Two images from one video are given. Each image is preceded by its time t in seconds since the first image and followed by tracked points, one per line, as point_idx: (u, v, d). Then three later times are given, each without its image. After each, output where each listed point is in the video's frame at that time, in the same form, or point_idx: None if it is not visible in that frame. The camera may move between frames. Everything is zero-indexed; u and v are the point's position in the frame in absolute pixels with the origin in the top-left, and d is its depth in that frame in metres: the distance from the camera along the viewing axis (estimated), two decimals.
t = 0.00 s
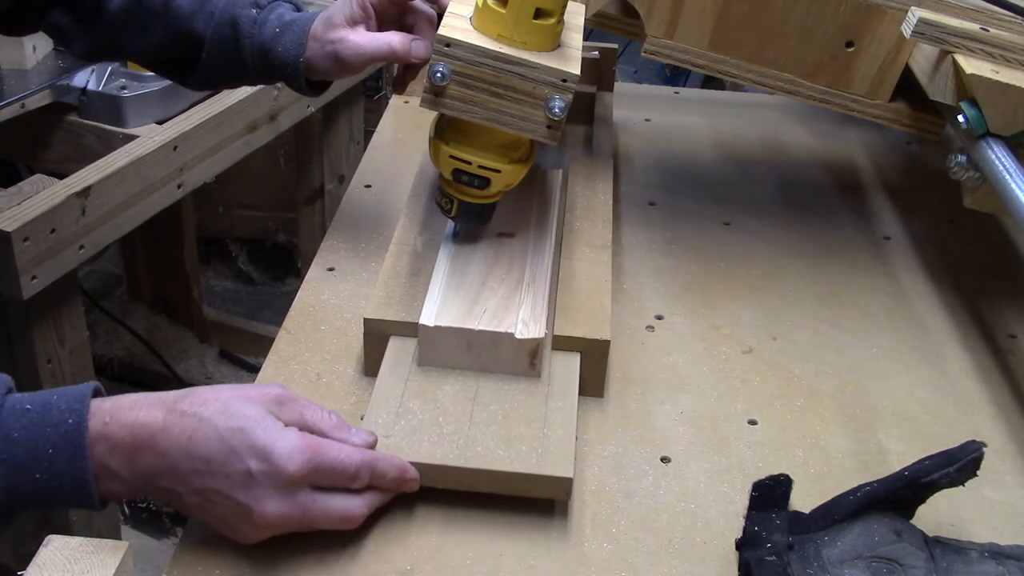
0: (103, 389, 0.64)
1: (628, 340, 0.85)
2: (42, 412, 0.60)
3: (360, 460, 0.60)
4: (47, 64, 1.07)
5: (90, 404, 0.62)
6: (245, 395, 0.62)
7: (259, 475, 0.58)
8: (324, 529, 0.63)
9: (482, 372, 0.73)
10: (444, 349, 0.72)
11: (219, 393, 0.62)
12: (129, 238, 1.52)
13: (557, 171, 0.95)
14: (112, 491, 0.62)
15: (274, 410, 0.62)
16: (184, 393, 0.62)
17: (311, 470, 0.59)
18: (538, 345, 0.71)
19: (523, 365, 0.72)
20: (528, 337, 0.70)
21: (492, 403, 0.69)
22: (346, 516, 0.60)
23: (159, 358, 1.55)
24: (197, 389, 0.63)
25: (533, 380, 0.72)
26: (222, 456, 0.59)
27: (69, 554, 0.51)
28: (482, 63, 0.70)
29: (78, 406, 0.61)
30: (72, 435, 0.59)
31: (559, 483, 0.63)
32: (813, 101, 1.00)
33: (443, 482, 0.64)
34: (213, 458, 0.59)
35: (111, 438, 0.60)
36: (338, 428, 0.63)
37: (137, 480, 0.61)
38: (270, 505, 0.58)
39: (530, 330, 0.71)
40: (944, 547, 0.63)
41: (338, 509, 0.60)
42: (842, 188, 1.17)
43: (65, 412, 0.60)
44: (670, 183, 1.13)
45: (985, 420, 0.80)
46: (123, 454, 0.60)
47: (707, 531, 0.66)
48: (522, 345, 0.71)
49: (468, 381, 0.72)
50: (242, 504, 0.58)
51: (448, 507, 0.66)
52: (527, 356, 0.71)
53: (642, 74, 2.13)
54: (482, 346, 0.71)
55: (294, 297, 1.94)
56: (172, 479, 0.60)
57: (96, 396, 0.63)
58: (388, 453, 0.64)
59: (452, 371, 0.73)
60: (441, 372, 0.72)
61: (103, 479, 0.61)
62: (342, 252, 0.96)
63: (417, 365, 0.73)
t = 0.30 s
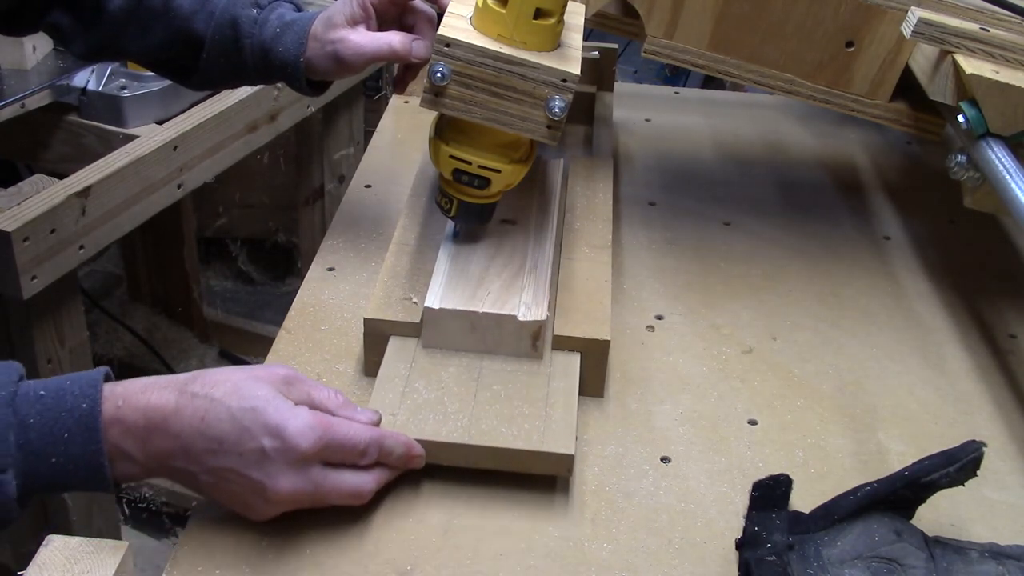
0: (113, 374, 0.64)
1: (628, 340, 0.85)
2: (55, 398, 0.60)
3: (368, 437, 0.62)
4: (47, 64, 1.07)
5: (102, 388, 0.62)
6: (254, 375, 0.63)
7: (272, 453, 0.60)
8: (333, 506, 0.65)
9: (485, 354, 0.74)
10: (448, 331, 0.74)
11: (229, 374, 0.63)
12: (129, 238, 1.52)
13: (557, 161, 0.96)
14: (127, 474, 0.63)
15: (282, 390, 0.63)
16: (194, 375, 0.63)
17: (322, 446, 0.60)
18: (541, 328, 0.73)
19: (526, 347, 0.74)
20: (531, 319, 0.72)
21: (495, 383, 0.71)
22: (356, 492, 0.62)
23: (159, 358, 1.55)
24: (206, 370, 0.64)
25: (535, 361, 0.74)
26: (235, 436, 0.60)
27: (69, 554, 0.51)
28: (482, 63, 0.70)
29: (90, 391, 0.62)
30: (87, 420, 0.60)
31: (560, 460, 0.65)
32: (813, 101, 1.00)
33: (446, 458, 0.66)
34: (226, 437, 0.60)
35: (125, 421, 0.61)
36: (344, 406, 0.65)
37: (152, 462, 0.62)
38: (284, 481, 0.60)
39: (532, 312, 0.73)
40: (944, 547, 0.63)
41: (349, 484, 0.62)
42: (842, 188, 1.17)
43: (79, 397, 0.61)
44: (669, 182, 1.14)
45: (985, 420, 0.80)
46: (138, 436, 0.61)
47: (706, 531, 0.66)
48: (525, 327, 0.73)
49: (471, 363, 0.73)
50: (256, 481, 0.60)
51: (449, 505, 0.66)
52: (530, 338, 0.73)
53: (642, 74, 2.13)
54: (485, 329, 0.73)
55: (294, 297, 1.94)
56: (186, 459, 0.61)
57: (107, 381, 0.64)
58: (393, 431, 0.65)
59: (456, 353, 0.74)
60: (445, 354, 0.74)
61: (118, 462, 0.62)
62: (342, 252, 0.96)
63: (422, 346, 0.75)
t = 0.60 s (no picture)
0: (121, 357, 0.64)
1: (628, 340, 0.85)
2: (69, 381, 0.59)
3: (376, 414, 0.65)
4: (47, 64, 1.07)
5: (114, 371, 0.62)
6: (263, 354, 0.64)
7: (286, 429, 0.61)
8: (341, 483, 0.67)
9: (489, 337, 0.77)
10: (453, 314, 0.76)
11: (238, 353, 0.64)
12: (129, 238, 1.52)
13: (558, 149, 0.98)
14: (139, 456, 0.63)
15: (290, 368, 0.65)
16: (203, 355, 0.64)
17: (333, 422, 0.63)
18: (543, 311, 0.75)
19: (528, 330, 0.76)
20: (534, 302, 0.74)
21: (498, 363, 0.74)
22: (366, 466, 0.65)
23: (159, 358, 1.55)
24: (214, 350, 0.65)
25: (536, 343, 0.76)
26: (248, 414, 0.61)
27: (69, 553, 0.51)
28: (481, 64, 0.70)
29: (102, 374, 0.61)
30: (101, 403, 0.59)
31: (561, 437, 0.68)
32: (813, 101, 1.00)
33: (451, 436, 0.68)
34: (239, 416, 0.61)
35: (138, 403, 0.61)
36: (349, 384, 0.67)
37: (165, 443, 0.62)
38: (296, 457, 0.62)
39: (535, 296, 0.75)
40: (944, 547, 0.63)
41: (358, 459, 0.64)
42: (842, 188, 1.17)
43: (92, 380, 0.60)
44: (669, 182, 1.14)
45: (985, 420, 0.80)
46: (151, 417, 0.61)
47: (706, 531, 0.66)
48: (527, 310, 0.75)
49: (475, 345, 0.76)
50: (270, 457, 0.61)
51: (448, 504, 0.66)
52: (532, 321, 0.75)
53: (642, 74, 2.13)
54: (489, 312, 0.75)
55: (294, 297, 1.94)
56: (199, 438, 0.62)
57: (117, 364, 0.63)
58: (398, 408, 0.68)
59: (460, 335, 0.77)
60: (449, 336, 0.77)
61: (131, 444, 0.62)
62: (342, 252, 0.96)
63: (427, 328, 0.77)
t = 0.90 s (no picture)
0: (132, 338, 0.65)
1: (628, 340, 0.85)
2: (85, 364, 0.60)
3: (387, 388, 0.67)
4: (47, 64, 1.07)
5: (128, 352, 0.63)
6: (272, 333, 0.67)
7: (301, 402, 0.63)
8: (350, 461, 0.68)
9: (493, 318, 0.79)
10: (458, 296, 0.78)
11: (248, 333, 0.66)
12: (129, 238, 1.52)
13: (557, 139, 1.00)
14: (154, 436, 0.64)
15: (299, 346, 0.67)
16: (214, 336, 0.66)
17: (346, 395, 0.65)
18: (545, 292, 0.77)
19: (531, 311, 0.78)
20: (536, 283, 0.76)
21: (501, 343, 0.76)
22: (377, 440, 0.66)
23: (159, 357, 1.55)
24: (224, 331, 0.67)
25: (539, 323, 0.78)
26: (264, 389, 0.63)
27: (69, 553, 0.51)
28: (481, 64, 0.70)
29: (117, 356, 0.62)
30: (118, 384, 0.61)
31: (564, 413, 0.70)
32: (813, 100, 1.00)
33: (456, 412, 0.71)
34: (254, 391, 0.63)
35: (154, 382, 0.62)
36: (356, 361, 0.69)
37: (180, 421, 0.64)
38: (311, 430, 0.64)
39: (537, 277, 0.77)
40: (944, 547, 0.63)
41: (371, 432, 0.66)
42: (842, 188, 1.17)
43: (107, 362, 0.61)
44: (669, 182, 1.14)
45: (985, 419, 0.80)
46: (168, 395, 0.62)
47: (706, 531, 0.66)
48: (530, 291, 0.77)
49: (480, 326, 0.78)
50: (286, 430, 0.63)
51: (449, 504, 0.66)
52: (534, 302, 0.77)
53: (642, 74, 2.13)
54: (492, 293, 0.77)
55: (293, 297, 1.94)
56: (215, 415, 0.63)
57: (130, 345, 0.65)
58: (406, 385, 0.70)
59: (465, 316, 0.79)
60: (455, 317, 0.79)
61: (147, 424, 0.63)
62: (342, 252, 0.96)
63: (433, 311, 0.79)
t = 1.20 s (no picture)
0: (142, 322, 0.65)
1: (628, 340, 0.85)
2: (99, 348, 0.61)
3: (395, 366, 0.68)
4: (47, 64, 1.07)
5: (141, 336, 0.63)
6: (281, 312, 0.68)
7: (313, 379, 0.65)
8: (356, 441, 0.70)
9: (495, 303, 0.80)
10: (461, 282, 0.80)
11: (257, 313, 0.67)
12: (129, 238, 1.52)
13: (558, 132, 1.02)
14: (168, 417, 0.65)
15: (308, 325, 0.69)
16: (222, 316, 0.67)
17: (356, 371, 0.66)
18: (546, 278, 0.78)
19: (532, 297, 0.80)
20: (537, 269, 0.78)
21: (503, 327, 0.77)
22: (386, 416, 0.68)
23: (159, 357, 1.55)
24: (232, 311, 0.68)
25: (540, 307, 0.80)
26: (276, 367, 0.64)
27: (70, 553, 0.51)
28: (481, 63, 0.70)
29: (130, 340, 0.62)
30: (133, 367, 0.61)
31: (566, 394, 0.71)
32: (813, 101, 1.00)
33: (462, 395, 0.72)
34: (267, 369, 0.64)
35: (166, 364, 0.63)
36: (362, 340, 0.71)
37: (193, 402, 0.65)
38: (324, 405, 0.65)
39: (539, 263, 0.79)
40: (944, 547, 0.63)
41: (380, 409, 0.68)
42: (842, 188, 1.17)
43: (121, 345, 0.61)
44: (670, 182, 1.14)
45: (985, 420, 0.80)
46: (181, 376, 0.64)
47: (706, 531, 0.66)
48: (532, 277, 0.78)
49: (482, 311, 0.80)
50: (298, 407, 0.64)
51: (449, 504, 0.66)
52: (536, 288, 0.79)
53: (642, 74, 2.13)
54: (495, 279, 0.79)
55: (293, 297, 1.92)
56: (228, 394, 0.64)
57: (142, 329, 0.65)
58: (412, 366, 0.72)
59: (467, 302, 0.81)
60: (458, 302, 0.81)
61: (161, 406, 0.64)
62: (342, 252, 0.96)
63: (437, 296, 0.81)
